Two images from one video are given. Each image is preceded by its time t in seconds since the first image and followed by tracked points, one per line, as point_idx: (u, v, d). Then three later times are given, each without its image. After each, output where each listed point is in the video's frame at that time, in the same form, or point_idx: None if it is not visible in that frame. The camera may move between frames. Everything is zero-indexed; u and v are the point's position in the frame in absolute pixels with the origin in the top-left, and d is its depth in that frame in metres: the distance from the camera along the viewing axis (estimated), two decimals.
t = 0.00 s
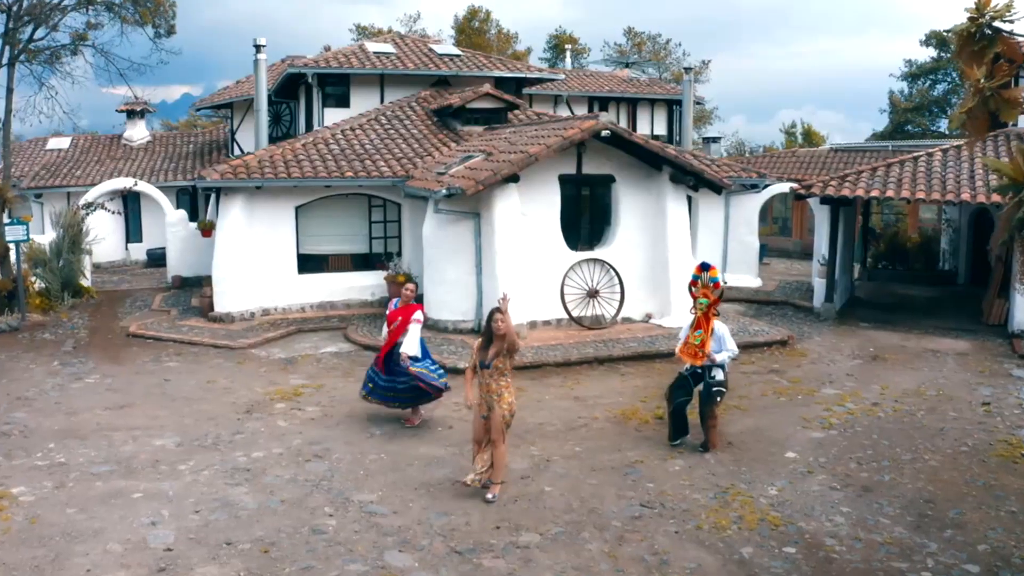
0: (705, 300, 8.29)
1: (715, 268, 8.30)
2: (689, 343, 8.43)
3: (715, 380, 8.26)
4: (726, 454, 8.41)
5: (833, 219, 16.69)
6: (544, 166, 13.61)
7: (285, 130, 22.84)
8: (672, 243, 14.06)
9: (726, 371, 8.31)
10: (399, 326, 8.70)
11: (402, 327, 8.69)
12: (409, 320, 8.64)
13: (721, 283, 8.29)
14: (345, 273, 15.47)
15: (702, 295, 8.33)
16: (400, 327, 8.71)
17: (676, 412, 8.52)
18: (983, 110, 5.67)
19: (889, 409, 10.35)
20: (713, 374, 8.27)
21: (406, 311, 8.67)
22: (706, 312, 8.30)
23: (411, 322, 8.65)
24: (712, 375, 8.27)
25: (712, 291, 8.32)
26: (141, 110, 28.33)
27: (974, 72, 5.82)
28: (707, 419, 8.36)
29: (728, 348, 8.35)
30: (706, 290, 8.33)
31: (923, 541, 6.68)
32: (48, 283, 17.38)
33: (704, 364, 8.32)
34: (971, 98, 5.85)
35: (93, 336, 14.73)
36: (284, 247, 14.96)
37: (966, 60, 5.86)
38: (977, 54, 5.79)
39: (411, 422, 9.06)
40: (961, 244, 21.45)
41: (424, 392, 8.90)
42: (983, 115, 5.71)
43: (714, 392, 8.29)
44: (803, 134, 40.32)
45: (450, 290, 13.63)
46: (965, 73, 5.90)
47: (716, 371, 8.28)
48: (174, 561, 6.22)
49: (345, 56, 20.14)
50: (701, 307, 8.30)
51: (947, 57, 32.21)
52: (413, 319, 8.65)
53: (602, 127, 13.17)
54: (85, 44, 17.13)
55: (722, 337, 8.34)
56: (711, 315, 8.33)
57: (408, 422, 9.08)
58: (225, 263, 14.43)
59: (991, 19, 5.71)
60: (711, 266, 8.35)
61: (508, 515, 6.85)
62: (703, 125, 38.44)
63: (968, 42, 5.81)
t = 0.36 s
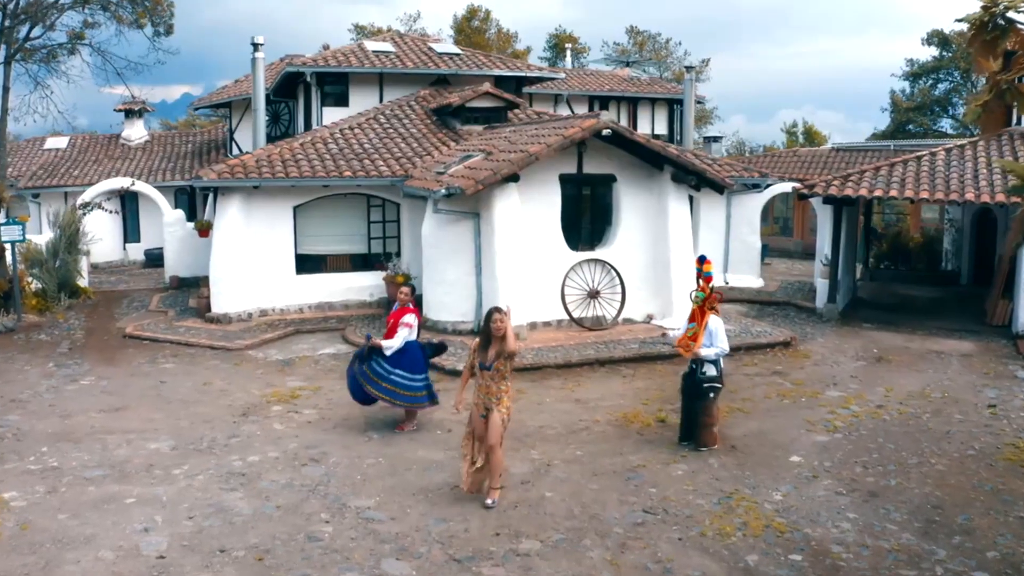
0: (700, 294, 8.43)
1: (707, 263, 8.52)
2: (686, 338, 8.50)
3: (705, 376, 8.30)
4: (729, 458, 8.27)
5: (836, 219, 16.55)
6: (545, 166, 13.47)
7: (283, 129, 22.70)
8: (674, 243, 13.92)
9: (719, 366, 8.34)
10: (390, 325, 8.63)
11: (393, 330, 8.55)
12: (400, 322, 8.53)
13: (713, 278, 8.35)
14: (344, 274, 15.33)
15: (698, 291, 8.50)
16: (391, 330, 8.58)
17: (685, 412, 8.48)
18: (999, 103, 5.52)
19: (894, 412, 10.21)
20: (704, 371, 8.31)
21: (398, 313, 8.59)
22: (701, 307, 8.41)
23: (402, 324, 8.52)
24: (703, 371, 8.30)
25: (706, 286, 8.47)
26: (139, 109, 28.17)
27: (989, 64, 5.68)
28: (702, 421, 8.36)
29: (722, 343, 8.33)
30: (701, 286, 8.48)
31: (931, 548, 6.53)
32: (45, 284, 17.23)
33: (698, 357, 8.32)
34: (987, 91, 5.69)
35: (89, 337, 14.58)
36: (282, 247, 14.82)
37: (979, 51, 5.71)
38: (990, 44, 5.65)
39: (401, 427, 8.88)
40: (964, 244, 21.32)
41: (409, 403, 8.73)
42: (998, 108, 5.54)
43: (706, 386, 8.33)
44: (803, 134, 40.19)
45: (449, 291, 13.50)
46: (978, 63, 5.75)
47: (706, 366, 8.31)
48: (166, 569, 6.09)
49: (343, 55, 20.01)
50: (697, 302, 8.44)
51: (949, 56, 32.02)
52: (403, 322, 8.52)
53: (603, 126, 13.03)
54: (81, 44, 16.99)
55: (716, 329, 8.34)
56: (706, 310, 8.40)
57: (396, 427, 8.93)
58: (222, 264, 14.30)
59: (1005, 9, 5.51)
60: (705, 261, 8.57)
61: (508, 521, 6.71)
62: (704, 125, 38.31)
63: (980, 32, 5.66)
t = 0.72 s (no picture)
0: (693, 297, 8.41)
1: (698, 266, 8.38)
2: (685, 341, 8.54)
3: (692, 380, 8.23)
4: (734, 465, 8.07)
5: (840, 220, 16.35)
6: (545, 166, 13.28)
7: (282, 129, 22.51)
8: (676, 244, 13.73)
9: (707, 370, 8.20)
10: (397, 327, 8.34)
11: (402, 329, 8.32)
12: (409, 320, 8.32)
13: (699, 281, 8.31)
14: (342, 275, 15.13)
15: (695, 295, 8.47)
16: (399, 330, 8.33)
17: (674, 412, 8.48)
18: None
19: (901, 417, 10.01)
20: (689, 375, 8.23)
21: (403, 312, 8.35)
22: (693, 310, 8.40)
23: (411, 322, 8.32)
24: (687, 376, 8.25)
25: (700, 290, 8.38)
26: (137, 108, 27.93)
27: (1011, 60, 5.37)
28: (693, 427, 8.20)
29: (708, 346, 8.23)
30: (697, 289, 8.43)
31: (944, 560, 6.34)
32: (40, 285, 17.03)
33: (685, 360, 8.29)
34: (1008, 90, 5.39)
35: (83, 339, 14.39)
36: (279, 248, 14.62)
37: (998, 49, 5.49)
38: (1009, 42, 5.44)
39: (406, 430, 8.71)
40: (968, 245, 21.11)
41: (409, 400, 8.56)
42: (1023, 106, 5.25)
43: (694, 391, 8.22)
44: (805, 134, 40.01)
45: (448, 293, 13.30)
46: (998, 62, 5.48)
47: (692, 370, 8.23)
48: None
49: (342, 53, 19.82)
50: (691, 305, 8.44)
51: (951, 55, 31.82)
52: (412, 318, 8.33)
53: (605, 125, 12.84)
54: (76, 42, 16.80)
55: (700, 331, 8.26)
56: (700, 312, 8.32)
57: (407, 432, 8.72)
58: (218, 265, 14.10)
59: None
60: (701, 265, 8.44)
61: (508, 532, 6.52)
62: (704, 125, 38.12)
63: (998, 30, 5.49)
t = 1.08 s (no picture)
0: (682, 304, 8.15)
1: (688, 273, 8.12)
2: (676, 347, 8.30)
3: (683, 388, 8.06)
4: (741, 474, 7.83)
5: (845, 221, 16.11)
6: (546, 165, 13.04)
7: (279, 128, 22.28)
8: (679, 245, 13.51)
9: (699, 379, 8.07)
10: (409, 333, 8.07)
11: (414, 334, 8.09)
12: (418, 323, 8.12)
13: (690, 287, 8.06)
14: (339, 277, 14.89)
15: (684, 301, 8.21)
16: (413, 335, 8.09)
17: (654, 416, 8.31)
18: None
19: (911, 423, 9.76)
20: (681, 383, 8.08)
21: (410, 317, 8.10)
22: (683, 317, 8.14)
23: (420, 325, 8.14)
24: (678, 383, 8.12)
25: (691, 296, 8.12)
26: (134, 108, 27.91)
27: None
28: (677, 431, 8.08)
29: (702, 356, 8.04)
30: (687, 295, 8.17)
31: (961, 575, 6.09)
32: (33, 287, 16.78)
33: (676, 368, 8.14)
34: None
35: (76, 342, 14.15)
36: (275, 250, 14.38)
37: None
38: None
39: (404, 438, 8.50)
40: (973, 246, 20.89)
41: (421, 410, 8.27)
42: None
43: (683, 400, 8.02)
44: (807, 134, 39.78)
45: (447, 295, 13.06)
46: None
47: (684, 378, 8.09)
48: None
49: (340, 52, 19.58)
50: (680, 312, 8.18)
51: (955, 54, 31.59)
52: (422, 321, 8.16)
53: (607, 124, 12.60)
54: (69, 40, 16.54)
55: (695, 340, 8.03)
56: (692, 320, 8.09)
57: (407, 441, 8.54)
58: (213, 267, 13.86)
59: None
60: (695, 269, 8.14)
61: (509, 546, 6.28)
62: (705, 124, 37.91)
63: None
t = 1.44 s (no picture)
0: (677, 302, 7.83)
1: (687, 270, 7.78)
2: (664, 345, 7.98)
3: (684, 388, 7.88)
4: (750, 481, 7.55)
5: (852, 217, 15.81)
6: (547, 161, 12.75)
7: (277, 123, 21.97)
8: (682, 243, 13.22)
9: (699, 377, 7.92)
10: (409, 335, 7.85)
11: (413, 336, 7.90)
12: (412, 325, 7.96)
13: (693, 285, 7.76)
14: (336, 274, 14.61)
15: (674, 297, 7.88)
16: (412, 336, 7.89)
17: (649, 417, 8.13)
18: None
19: (922, 426, 9.47)
20: (682, 382, 7.88)
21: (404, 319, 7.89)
22: (679, 315, 7.85)
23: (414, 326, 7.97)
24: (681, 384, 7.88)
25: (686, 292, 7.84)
26: (130, 102, 27.65)
27: None
28: (671, 427, 8.01)
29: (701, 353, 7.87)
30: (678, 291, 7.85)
31: None
32: (25, 284, 16.49)
33: (676, 368, 7.87)
34: None
35: (68, 341, 13.87)
36: (270, 247, 14.09)
37: None
38: None
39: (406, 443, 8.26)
40: (979, 243, 20.58)
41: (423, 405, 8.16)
42: None
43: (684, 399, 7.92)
44: (810, 129, 39.50)
45: (445, 293, 12.78)
46: None
47: (684, 378, 7.88)
48: None
49: (338, 45, 19.28)
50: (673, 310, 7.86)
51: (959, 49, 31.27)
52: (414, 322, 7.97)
53: (610, 119, 12.30)
54: (60, 33, 16.24)
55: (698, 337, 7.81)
56: (687, 316, 7.86)
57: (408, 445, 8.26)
58: (207, 264, 13.58)
59: None
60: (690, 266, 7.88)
61: (507, 559, 6.01)
62: (707, 120, 37.61)
63: None
